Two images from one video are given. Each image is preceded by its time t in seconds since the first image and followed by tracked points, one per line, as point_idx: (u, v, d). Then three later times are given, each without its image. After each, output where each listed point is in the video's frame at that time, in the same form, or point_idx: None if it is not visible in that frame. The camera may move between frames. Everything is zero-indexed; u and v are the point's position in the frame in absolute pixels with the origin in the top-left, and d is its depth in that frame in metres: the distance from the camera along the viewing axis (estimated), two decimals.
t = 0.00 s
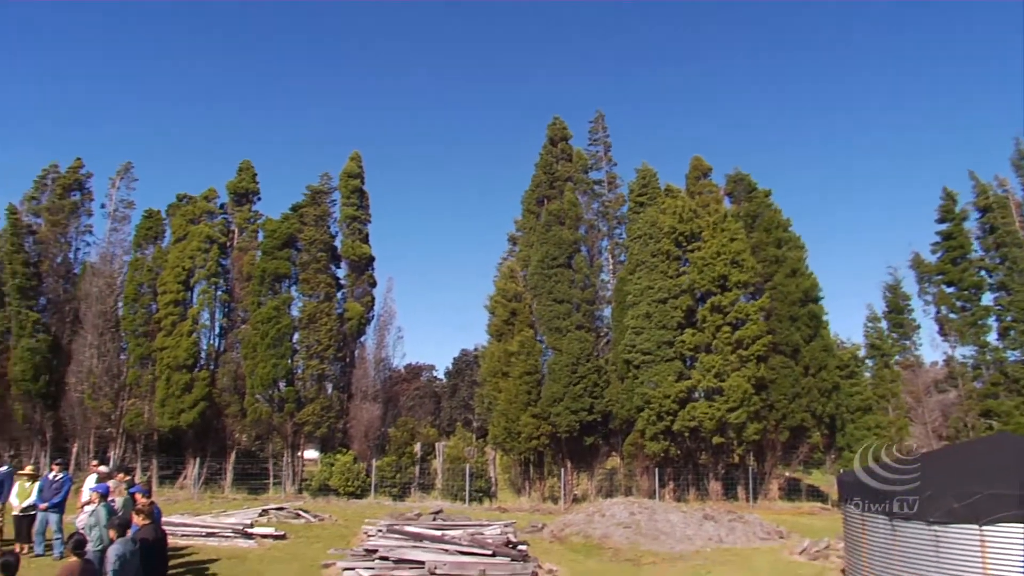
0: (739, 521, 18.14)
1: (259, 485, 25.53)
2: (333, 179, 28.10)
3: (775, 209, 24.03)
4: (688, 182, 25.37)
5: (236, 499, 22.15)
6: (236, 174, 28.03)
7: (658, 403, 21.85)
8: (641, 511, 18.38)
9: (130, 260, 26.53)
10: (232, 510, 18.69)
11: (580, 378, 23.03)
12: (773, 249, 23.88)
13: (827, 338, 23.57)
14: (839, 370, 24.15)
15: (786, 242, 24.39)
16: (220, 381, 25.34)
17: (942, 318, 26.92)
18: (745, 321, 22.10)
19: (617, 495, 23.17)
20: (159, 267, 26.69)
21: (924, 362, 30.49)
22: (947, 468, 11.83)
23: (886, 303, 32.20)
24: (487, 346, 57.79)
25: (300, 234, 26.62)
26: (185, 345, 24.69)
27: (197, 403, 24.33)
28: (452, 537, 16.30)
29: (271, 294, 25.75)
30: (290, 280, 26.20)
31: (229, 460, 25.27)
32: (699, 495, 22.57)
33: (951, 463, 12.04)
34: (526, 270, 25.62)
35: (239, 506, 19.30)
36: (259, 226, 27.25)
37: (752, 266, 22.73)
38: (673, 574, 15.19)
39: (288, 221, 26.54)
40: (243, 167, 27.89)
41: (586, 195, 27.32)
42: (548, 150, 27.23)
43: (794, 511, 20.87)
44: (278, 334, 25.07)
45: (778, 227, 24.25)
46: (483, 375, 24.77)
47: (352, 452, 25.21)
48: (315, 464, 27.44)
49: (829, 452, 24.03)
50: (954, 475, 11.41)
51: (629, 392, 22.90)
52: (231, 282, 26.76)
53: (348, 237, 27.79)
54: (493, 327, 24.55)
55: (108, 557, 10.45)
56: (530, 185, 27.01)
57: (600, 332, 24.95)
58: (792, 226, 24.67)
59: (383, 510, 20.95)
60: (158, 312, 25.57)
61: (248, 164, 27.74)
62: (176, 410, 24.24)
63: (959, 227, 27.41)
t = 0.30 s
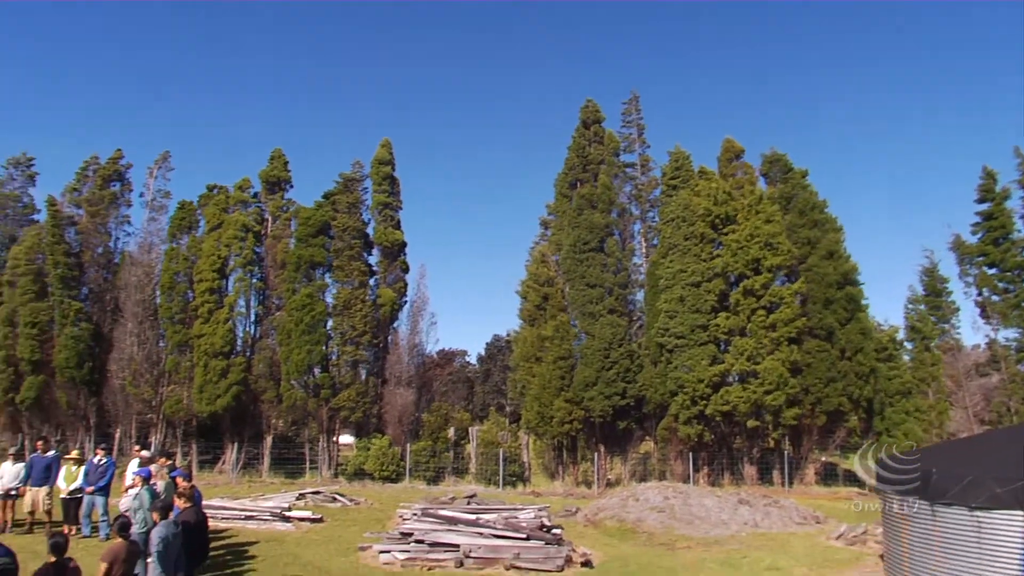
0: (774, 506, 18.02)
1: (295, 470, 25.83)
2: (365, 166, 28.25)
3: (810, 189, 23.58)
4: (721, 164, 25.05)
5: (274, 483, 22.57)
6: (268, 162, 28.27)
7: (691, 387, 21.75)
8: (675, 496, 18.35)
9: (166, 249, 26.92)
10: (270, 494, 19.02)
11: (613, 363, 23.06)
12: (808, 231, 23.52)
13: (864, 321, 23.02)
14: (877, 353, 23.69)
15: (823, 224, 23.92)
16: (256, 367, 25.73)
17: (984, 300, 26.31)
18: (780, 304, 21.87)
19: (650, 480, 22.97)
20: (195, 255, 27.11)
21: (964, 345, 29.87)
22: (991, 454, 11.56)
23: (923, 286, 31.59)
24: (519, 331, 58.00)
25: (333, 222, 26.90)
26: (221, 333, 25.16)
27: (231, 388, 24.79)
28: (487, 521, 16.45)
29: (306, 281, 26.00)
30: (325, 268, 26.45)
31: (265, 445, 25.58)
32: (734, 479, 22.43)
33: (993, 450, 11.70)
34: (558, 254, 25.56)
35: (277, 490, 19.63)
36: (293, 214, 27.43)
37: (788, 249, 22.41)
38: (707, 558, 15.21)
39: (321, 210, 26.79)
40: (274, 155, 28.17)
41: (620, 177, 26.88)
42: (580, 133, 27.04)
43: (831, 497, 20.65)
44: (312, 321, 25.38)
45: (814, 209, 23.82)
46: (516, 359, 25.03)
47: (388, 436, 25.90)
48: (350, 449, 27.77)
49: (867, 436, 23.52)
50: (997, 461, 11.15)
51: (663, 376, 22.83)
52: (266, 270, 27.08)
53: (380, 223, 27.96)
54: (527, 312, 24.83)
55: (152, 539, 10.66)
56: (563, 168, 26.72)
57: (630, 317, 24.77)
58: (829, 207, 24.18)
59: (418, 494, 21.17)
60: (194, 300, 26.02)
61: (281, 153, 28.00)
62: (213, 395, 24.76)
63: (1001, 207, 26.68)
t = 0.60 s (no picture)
0: (814, 493, 17.80)
1: (334, 457, 26.08)
2: (399, 154, 28.40)
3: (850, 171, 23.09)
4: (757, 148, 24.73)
5: (313, 469, 22.95)
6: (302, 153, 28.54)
7: (728, 373, 21.62)
8: (713, 482, 18.21)
9: (205, 241, 27.42)
10: (310, 480, 19.34)
11: (648, 349, 22.94)
12: (847, 214, 23.10)
13: (908, 307, 22.36)
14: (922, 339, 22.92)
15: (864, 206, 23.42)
16: (295, 355, 26.08)
17: None
18: (819, 289, 21.55)
19: (687, 466, 23.05)
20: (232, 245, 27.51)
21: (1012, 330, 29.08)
22: None
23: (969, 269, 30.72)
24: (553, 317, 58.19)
25: (369, 211, 27.08)
26: (259, 322, 25.56)
27: (268, 375, 25.18)
28: (523, 507, 16.56)
29: (342, 269, 26.30)
30: (360, 256, 26.69)
31: (304, 431, 26.01)
32: (772, 466, 22.24)
33: None
34: (592, 240, 25.44)
35: (316, 475, 19.96)
36: (327, 203, 27.66)
37: (828, 234, 22.00)
38: (746, 544, 15.11)
39: (357, 199, 27.02)
40: (308, 145, 28.44)
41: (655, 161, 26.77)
42: (614, 117, 26.74)
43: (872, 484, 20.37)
44: (349, 309, 25.67)
45: (854, 192, 23.34)
46: (551, 346, 25.23)
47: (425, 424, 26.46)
48: (387, 435, 28.11)
49: (909, 422, 22.95)
50: None
51: (699, 361, 22.74)
52: (303, 259, 27.33)
53: (414, 211, 28.09)
54: (561, 297, 24.91)
55: (196, 522, 10.84)
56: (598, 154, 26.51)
57: (667, 302, 24.74)
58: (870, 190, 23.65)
59: (454, 480, 21.36)
60: (233, 290, 26.47)
61: (315, 143, 28.26)
62: (252, 383, 25.19)
63: None
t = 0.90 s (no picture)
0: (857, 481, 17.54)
1: (373, 443, 26.46)
2: (435, 142, 28.50)
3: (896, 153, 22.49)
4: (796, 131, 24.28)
5: (353, 455, 23.39)
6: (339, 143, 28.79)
7: (768, 359, 21.41)
8: (753, 470, 18.04)
9: (244, 232, 27.90)
10: (350, 466, 19.61)
11: (687, 335, 22.84)
12: (893, 197, 22.53)
13: (955, 292, 21.86)
14: (971, 324, 22.36)
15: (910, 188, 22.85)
16: (334, 343, 26.44)
17: None
18: (861, 274, 21.10)
19: (726, 453, 22.87)
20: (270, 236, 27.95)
21: None
22: None
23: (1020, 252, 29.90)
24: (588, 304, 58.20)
25: (406, 200, 27.30)
26: (299, 310, 25.91)
27: (310, 364, 25.54)
28: (561, 493, 16.64)
29: (380, 258, 26.58)
30: (398, 245, 26.93)
31: (344, 419, 26.42)
32: (813, 453, 21.91)
33: None
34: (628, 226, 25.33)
35: (356, 462, 20.24)
36: (364, 193, 27.95)
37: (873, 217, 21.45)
38: (787, 532, 14.96)
39: (395, 187, 27.21)
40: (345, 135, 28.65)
41: (692, 145, 26.45)
42: (651, 102, 26.54)
43: (917, 472, 20.01)
44: (388, 297, 25.90)
45: (900, 173, 22.75)
46: (589, 334, 25.09)
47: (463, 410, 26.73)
48: (425, 422, 28.40)
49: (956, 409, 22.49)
50: None
51: (738, 347, 22.51)
52: (342, 248, 27.64)
53: (450, 199, 28.20)
54: (598, 284, 24.68)
55: (240, 508, 11.11)
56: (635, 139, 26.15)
57: (705, 288, 24.55)
58: (916, 171, 23.02)
59: (492, 466, 21.51)
60: (273, 279, 26.90)
61: (351, 133, 28.44)
62: (293, 371, 25.61)
63: None
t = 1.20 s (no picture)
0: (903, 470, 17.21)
1: (412, 430, 26.81)
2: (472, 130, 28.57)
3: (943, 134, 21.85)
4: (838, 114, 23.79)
5: (393, 443, 23.78)
6: (375, 133, 29.00)
7: (810, 346, 21.12)
8: (795, 458, 17.82)
9: (283, 222, 28.48)
10: (389, 453, 19.85)
11: (727, 322, 22.66)
12: (941, 179, 21.94)
13: (1006, 276, 21.27)
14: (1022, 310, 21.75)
15: (958, 170, 22.25)
16: (373, 331, 26.82)
17: None
18: (906, 258, 20.67)
19: (767, 441, 22.68)
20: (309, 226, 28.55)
21: None
22: None
23: None
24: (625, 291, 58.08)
25: (443, 188, 27.48)
26: (339, 299, 26.28)
27: (351, 353, 25.91)
28: (600, 481, 16.68)
29: (417, 246, 26.87)
30: (435, 234, 27.17)
31: (383, 407, 26.85)
32: (857, 441, 21.55)
33: None
34: (665, 213, 25.12)
35: (395, 449, 20.46)
36: (401, 182, 28.20)
37: (921, 200, 20.87)
38: (829, 521, 14.79)
39: (431, 176, 27.51)
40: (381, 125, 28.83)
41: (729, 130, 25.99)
42: (687, 87, 26.33)
43: (965, 461, 19.58)
44: (427, 286, 26.12)
45: (947, 155, 22.15)
46: (626, 321, 24.90)
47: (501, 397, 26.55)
48: (463, 410, 28.65)
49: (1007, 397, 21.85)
50: None
51: (778, 334, 22.26)
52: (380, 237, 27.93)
53: (487, 187, 28.28)
54: (635, 271, 24.45)
55: (284, 494, 11.17)
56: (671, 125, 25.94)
57: (745, 274, 24.32)
58: (964, 152, 22.38)
59: (531, 453, 21.60)
60: (312, 269, 27.35)
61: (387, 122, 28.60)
62: (334, 359, 25.99)
63: None
